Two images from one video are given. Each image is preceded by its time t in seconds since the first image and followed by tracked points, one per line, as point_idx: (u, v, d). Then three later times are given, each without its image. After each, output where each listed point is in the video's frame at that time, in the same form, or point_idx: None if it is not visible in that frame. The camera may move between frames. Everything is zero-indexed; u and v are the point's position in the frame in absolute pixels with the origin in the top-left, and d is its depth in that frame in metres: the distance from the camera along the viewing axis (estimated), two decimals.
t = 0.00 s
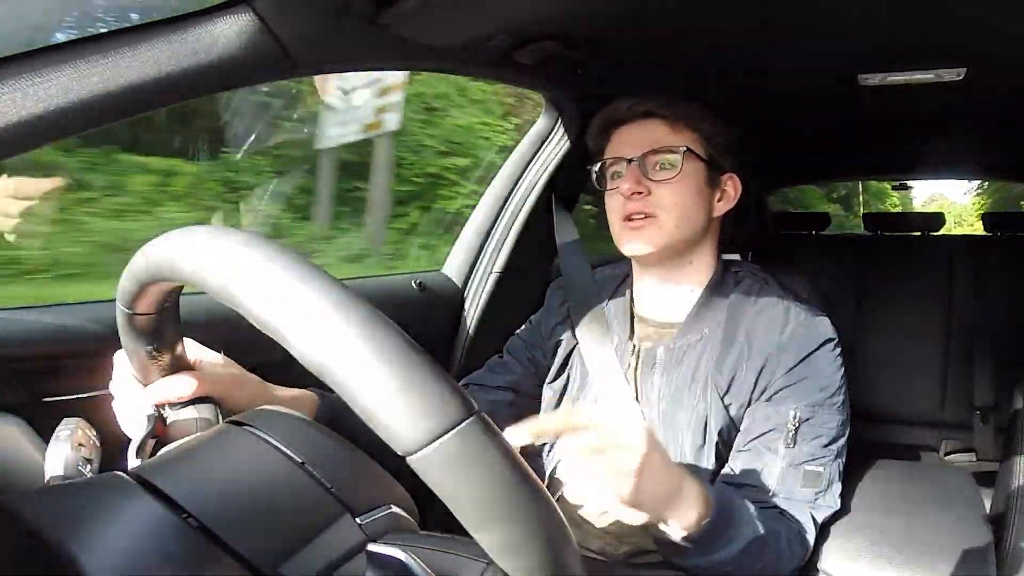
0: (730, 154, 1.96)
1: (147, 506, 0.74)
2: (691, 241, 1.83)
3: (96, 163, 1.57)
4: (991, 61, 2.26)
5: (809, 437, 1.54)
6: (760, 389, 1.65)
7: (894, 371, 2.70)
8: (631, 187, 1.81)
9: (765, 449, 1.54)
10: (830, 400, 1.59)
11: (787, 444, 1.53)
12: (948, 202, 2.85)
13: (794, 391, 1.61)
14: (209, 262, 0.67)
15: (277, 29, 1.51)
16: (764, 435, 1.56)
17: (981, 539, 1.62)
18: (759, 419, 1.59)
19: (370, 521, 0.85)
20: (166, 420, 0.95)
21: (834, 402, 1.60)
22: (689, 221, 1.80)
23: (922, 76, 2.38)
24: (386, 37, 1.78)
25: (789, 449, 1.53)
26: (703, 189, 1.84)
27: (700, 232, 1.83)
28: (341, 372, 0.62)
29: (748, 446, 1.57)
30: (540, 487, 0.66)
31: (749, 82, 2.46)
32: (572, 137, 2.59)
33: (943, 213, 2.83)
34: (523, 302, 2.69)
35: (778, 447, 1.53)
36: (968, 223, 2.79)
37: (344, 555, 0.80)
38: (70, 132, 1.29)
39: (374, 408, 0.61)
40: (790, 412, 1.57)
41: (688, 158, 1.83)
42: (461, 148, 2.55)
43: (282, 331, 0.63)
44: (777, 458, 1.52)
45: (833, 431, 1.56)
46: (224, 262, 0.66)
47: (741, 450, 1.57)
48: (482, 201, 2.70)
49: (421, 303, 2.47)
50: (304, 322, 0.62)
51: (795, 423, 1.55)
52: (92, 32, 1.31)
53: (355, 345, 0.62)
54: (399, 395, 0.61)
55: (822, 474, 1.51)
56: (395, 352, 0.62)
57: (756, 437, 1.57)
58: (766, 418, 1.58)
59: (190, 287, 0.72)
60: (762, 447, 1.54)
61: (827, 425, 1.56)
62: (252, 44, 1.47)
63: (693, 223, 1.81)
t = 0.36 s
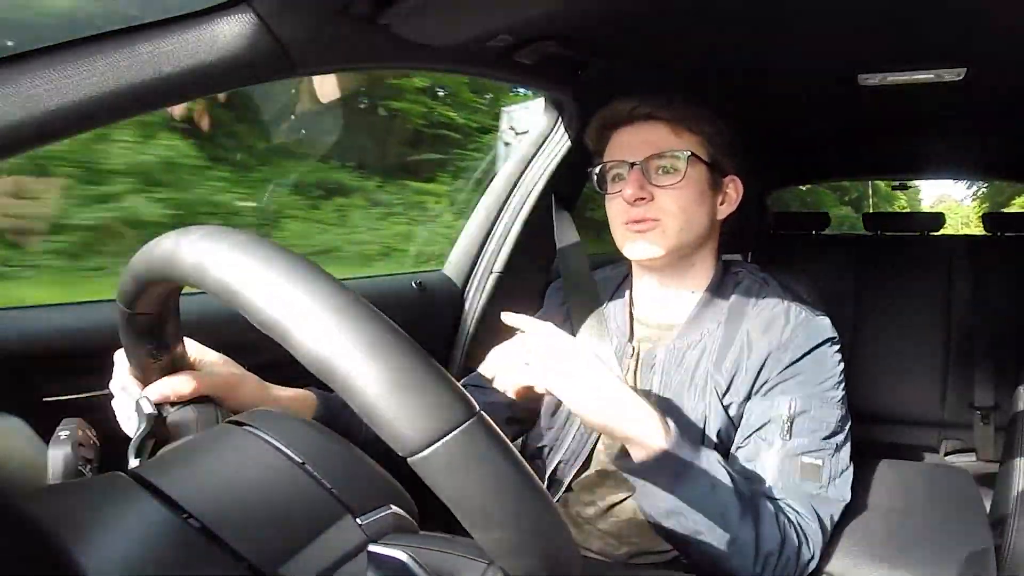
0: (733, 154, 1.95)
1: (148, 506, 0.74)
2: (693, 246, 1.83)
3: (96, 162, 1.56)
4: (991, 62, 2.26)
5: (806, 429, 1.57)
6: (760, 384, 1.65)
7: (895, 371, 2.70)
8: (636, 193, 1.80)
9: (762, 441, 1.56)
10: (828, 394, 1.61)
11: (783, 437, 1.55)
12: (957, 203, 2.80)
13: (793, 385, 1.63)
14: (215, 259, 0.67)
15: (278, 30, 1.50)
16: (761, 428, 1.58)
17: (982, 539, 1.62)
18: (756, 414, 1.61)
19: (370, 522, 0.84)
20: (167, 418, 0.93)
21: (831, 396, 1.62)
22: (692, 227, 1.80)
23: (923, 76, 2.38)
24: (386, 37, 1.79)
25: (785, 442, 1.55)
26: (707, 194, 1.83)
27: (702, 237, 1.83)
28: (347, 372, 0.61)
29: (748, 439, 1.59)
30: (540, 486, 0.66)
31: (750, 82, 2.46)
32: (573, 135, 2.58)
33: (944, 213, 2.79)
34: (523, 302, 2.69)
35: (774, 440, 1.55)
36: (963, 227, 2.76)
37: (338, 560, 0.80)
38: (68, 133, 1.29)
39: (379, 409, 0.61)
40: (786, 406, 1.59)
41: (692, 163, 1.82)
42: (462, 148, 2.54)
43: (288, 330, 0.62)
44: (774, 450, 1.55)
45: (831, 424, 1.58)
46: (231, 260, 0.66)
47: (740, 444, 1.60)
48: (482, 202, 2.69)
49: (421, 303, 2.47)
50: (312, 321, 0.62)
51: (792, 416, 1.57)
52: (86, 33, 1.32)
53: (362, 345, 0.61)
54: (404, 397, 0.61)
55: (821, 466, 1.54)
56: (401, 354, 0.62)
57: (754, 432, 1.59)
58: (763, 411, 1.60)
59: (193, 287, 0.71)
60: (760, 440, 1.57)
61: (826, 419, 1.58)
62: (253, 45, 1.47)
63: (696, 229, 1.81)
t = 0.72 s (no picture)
0: (717, 153, 1.97)
1: (148, 509, 0.74)
2: (681, 241, 1.81)
3: (95, 162, 1.56)
4: (990, 61, 2.26)
5: (807, 424, 1.53)
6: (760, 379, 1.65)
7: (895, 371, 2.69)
8: (618, 192, 1.80)
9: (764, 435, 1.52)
10: (829, 387, 1.56)
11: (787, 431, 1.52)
12: (964, 201, 2.84)
13: (792, 379, 1.60)
14: (211, 267, 0.67)
15: (275, 29, 1.51)
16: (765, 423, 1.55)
17: (983, 538, 1.63)
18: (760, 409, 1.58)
19: (370, 523, 0.84)
20: (165, 418, 0.96)
21: (831, 389, 1.56)
22: (677, 221, 1.79)
23: (922, 76, 2.38)
24: (385, 38, 1.79)
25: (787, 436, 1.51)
26: (690, 189, 1.83)
27: (686, 232, 1.81)
28: (341, 378, 0.61)
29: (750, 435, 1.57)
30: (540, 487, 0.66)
31: (749, 82, 2.47)
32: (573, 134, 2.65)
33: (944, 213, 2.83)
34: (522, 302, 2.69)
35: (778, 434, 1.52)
36: (966, 226, 2.77)
37: (350, 553, 0.79)
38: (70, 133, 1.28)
39: (376, 414, 0.60)
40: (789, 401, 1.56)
41: (673, 159, 1.81)
42: (462, 148, 2.54)
43: (284, 337, 0.62)
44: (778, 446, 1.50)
45: (833, 417, 1.53)
46: (226, 268, 0.66)
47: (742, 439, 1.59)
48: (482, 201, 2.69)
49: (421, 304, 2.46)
50: (304, 327, 0.62)
51: (792, 411, 1.54)
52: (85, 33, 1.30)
53: (355, 349, 0.61)
54: (398, 401, 0.60)
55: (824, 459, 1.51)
56: (395, 356, 0.61)
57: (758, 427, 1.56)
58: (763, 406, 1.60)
59: (193, 288, 0.71)
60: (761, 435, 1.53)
61: (827, 413, 1.53)
62: (251, 43, 1.48)
63: (681, 224, 1.80)
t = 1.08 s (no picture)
0: (728, 154, 1.95)
1: (148, 509, 0.74)
2: (692, 247, 1.81)
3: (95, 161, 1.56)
4: (989, 61, 2.27)
5: (809, 429, 1.54)
6: (761, 382, 1.64)
7: (895, 371, 2.69)
8: (631, 196, 1.79)
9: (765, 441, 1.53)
10: (831, 393, 1.56)
11: (788, 438, 1.52)
12: (968, 203, 2.83)
13: (794, 384, 1.60)
14: (212, 268, 0.67)
15: (275, 29, 1.51)
16: (762, 428, 1.55)
17: (982, 537, 1.63)
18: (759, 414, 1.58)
19: (371, 524, 0.84)
20: (165, 417, 0.96)
21: (835, 395, 1.57)
22: (688, 229, 1.79)
23: (922, 76, 2.39)
24: (385, 38, 1.79)
25: (789, 443, 1.52)
26: (703, 195, 1.82)
27: (698, 239, 1.81)
28: (342, 378, 0.61)
29: (748, 441, 1.56)
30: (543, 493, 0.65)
31: (749, 82, 2.47)
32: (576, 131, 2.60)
33: (945, 214, 2.82)
34: (522, 302, 2.69)
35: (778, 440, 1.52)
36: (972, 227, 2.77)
37: (353, 551, 0.79)
38: (71, 133, 1.29)
39: (377, 417, 0.61)
40: (790, 405, 1.56)
41: (689, 165, 1.80)
42: (462, 149, 2.54)
43: (286, 339, 0.62)
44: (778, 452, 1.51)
45: (834, 423, 1.54)
46: (227, 270, 0.66)
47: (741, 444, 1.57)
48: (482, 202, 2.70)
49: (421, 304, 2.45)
50: (307, 329, 0.62)
51: (794, 415, 1.55)
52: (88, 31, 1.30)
53: (357, 352, 0.61)
54: (400, 404, 0.60)
55: (826, 466, 1.52)
56: (395, 359, 0.61)
57: (755, 432, 1.56)
58: (764, 411, 1.58)
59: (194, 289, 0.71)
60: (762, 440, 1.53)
61: (829, 418, 1.54)
62: (251, 43, 1.47)
63: (692, 231, 1.80)
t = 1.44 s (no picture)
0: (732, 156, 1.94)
1: (148, 507, 0.74)
2: (694, 245, 1.82)
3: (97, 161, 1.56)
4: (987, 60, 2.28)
5: (812, 425, 1.51)
6: (763, 379, 1.62)
7: (894, 370, 2.70)
8: (637, 189, 1.79)
9: (768, 439, 1.52)
10: (832, 390, 1.55)
11: (790, 434, 1.51)
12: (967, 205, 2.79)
13: (796, 380, 1.58)
14: (213, 265, 0.67)
15: (276, 29, 1.52)
16: (764, 425, 1.54)
17: (981, 537, 1.63)
18: (759, 411, 1.57)
19: (372, 522, 0.85)
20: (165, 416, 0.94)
21: (835, 393, 1.55)
22: (692, 226, 1.79)
23: (922, 76, 2.40)
24: (385, 38, 1.80)
25: (791, 439, 1.50)
26: (707, 194, 1.82)
27: (702, 237, 1.82)
28: (344, 380, 0.61)
29: (751, 439, 1.55)
30: (542, 492, 0.65)
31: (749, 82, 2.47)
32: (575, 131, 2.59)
33: (944, 215, 2.81)
34: (521, 302, 2.69)
35: (780, 438, 1.51)
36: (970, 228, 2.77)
37: (349, 554, 0.81)
38: (72, 132, 1.29)
39: (385, 412, 0.60)
40: (790, 401, 1.54)
41: (696, 162, 1.80)
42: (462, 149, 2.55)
43: (295, 331, 0.62)
44: (781, 448, 1.50)
45: (834, 421, 1.51)
46: (235, 262, 0.66)
47: (744, 443, 1.56)
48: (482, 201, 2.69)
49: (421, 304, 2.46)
50: (318, 322, 0.61)
51: (798, 412, 1.53)
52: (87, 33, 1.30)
53: (367, 347, 0.61)
54: (409, 399, 0.60)
55: (827, 462, 1.48)
56: (403, 355, 0.61)
57: (757, 430, 1.55)
58: (768, 406, 1.56)
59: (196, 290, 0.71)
60: (766, 439, 1.52)
61: (830, 416, 1.52)
62: (252, 44, 1.48)
63: (695, 228, 1.80)
